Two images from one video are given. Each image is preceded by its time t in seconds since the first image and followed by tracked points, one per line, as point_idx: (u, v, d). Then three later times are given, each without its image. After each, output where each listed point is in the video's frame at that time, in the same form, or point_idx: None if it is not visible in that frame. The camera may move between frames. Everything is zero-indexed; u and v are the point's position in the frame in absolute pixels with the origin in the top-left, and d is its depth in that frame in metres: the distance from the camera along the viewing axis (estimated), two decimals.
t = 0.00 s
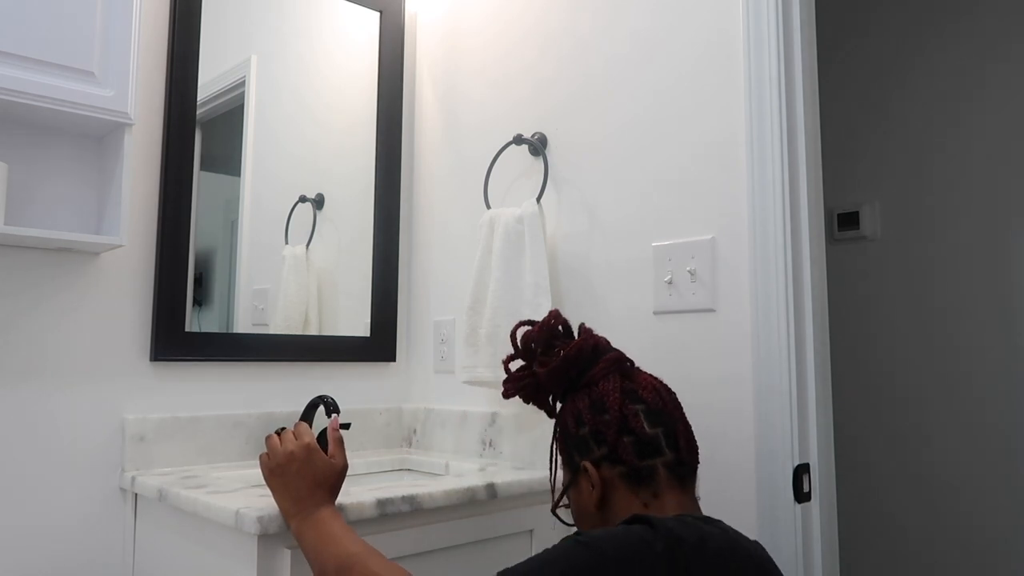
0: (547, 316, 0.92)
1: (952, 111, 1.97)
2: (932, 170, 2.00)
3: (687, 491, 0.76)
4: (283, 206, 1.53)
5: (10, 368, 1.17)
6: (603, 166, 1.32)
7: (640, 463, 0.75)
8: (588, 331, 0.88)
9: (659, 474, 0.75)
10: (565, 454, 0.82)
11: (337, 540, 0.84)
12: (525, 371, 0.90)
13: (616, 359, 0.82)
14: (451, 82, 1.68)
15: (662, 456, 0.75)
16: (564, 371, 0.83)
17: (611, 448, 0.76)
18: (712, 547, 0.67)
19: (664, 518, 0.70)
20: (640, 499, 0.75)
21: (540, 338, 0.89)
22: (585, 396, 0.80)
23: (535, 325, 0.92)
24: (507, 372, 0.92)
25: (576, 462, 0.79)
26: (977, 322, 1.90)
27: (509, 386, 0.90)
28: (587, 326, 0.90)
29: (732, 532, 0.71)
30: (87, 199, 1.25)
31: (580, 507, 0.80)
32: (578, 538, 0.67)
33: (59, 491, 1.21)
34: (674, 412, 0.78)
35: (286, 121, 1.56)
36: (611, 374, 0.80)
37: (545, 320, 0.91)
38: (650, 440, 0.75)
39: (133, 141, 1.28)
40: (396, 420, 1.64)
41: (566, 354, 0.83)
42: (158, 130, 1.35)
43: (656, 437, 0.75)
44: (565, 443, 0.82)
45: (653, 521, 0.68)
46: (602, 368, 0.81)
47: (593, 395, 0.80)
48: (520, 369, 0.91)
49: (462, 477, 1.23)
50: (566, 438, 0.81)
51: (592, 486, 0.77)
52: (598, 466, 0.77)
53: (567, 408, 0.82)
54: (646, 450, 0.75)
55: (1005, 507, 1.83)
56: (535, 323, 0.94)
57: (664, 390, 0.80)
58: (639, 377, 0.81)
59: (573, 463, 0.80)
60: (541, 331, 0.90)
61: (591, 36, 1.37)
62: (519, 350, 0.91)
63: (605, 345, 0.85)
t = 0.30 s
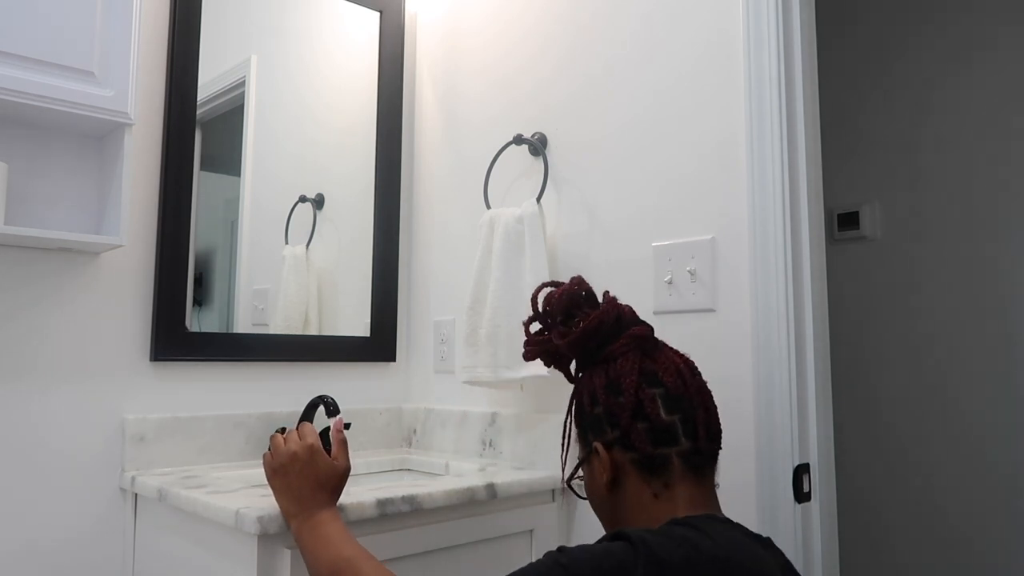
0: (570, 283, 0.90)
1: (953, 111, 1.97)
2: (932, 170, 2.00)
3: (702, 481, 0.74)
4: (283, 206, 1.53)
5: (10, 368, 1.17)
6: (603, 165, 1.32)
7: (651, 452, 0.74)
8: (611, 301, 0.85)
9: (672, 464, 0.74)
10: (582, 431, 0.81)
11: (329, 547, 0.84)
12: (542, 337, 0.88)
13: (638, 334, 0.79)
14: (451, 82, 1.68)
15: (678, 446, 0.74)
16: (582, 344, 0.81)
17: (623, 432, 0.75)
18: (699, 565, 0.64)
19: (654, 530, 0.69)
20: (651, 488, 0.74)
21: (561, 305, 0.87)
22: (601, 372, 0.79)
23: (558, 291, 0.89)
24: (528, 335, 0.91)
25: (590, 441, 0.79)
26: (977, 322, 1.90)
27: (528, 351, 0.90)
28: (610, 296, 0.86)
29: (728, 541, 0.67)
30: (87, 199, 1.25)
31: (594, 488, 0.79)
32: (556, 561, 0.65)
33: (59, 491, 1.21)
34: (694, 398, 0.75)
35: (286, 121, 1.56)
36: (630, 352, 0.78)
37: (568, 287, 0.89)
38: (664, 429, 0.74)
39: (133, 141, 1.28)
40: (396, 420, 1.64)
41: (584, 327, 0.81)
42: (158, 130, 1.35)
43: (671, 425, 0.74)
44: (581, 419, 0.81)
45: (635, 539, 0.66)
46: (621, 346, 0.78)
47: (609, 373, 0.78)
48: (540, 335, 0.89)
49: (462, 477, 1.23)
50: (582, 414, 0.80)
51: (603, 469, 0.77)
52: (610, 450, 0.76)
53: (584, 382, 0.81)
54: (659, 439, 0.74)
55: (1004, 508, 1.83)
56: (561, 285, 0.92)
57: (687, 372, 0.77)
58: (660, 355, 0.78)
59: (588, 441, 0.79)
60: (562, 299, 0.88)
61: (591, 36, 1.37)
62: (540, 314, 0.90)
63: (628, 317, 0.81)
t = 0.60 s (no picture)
0: (612, 304, 0.87)
1: (954, 111, 1.97)
2: (932, 170, 2.00)
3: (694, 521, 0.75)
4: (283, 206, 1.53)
5: (10, 369, 1.17)
6: (603, 166, 1.32)
7: (663, 485, 0.74)
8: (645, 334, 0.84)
9: (678, 499, 0.74)
10: (583, 451, 0.79)
11: (324, 552, 0.84)
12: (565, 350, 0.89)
13: (665, 376, 0.80)
14: (451, 82, 1.68)
15: (685, 484, 0.74)
16: (611, 368, 0.80)
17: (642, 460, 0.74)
18: (696, 557, 0.66)
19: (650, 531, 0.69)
20: (653, 517, 0.73)
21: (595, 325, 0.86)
22: (624, 397, 0.77)
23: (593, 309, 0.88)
24: (548, 342, 0.91)
25: (596, 462, 0.77)
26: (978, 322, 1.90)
27: (539, 354, 0.91)
28: (644, 329, 0.85)
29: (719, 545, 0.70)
30: (88, 199, 1.25)
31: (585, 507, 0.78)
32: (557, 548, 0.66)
33: (59, 491, 1.21)
34: (706, 449, 0.77)
35: (286, 122, 1.56)
36: (659, 390, 0.78)
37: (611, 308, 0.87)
38: (680, 468, 0.74)
39: (133, 141, 1.28)
40: (396, 420, 1.64)
41: (621, 352, 0.80)
42: (158, 130, 1.35)
43: (685, 464, 0.74)
44: (587, 440, 0.79)
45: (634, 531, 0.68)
46: (651, 380, 0.78)
47: (634, 400, 0.77)
48: (563, 347, 0.89)
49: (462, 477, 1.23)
50: (591, 434, 0.78)
51: (607, 492, 0.76)
52: (621, 475, 0.75)
53: (598, 402, 0.79)
54: (673, 475, 0.74)
55: (1004, 508, 1.83)
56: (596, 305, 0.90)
57: (703, 418, 0.78)
58: (682, 397, 0.79)
59: (591, 462, 0.78)
60: (598, 318, 0.86)
61: (592, 36, 1.37)
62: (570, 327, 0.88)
63: (659, 354, 0.81)
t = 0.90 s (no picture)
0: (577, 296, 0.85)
1: (954, 111, 1.97)
2: (932, 170, 2.00)
3: (690, 505, 0.76)
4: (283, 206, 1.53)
5: (10, 369, 1.17)
6: (603, 166, 1.32)
7: (655, 474, 0.74)
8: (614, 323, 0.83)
9: (672, 485, 0.74)
10: (570, 447, 0.79)
11: (323, 556, 0.84)
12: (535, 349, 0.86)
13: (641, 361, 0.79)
14: (451, 82, 1.68)
15: (677, 470, 0.75)
16: (586, 361, 0.79)
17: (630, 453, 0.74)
18: (684, 565, 0.66)
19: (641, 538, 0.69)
20: (648, 507, 0.74)
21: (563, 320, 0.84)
22: (605, 390, 0.77)
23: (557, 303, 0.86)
24: (515, 342, 0.88)
25: (585, 459, 0.77)
26: (977, 321, 1.90)
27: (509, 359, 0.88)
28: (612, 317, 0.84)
29: (710, 548, 0.68)
30: (88, 199, 1.25)
31: (578, 504, 0.78)
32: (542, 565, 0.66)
33: (59, 490, 1.21)
34: (692, 429, 0.77)
35: (286, 122, 1.56)
36: (637, 377, 0.77)
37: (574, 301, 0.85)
38: (670, 454, 0.74)
39: (133, 141, 1.28)
40: (396, 420, 1.64)
41: (594, 346, 0.78)
42: (158, 130, 1.35)
43: (674, 450, 0.74)
44: (573, 436, 0.79)
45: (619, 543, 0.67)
46: (628, 370, 0.78)
47: (615, 393, 0.77)
48: (532, 345, 0.87)
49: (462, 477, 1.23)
50: (576, 431, 0.78)
51: (599, 486, 0.76)
52: (611, 468, 0.75)
53: (581, 399, 0.79)
54: (664, 462, 0.74)
55: (1004, 507, 1.83)
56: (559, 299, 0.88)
57: (685, 400, 0.78)
58: (663, 380, 0.79)
59: (580, 458, 0.78)
60: (564, 313, 0.84)
61: (592, 36, 1.37)
62: (537, 324, 0.86)
63: (631, 340, 0.80)
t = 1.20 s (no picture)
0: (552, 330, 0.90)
1: (954, 111, 1.97)
2: (932, 170, 2.00)
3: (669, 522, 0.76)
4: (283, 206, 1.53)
5: (10, 369, 1.17)
6: (602, 166, 1.32)
7: (632, 488, 0.74)
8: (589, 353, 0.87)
9: (650, 500, 0.75)
10: (552, 470, 0.80)
11: (324, 554, 0.84)
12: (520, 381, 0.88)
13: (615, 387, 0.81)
14: (451, 83, 1.68)
15: (654, 484, 0.75)
16: (565, 385, 0.82)
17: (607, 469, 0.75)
18: (684, 558, 0.67)
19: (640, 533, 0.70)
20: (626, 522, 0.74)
21: (542, 351, 0.87)
22: (583, 413, 0.79)
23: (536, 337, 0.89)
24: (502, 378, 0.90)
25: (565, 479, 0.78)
26: (977, 321, 1.90)
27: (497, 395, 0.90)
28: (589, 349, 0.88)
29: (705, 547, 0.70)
30: (88, 199, 1.25)
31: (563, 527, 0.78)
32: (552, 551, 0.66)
33: (58, 490, 1.21)
34: (667, 446, 0.78)
35: (286, 122, 1.56)
36: (613, 399, 0.80)
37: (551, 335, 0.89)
38: (647, 468, 0.75)
39: (133, 141, 1.28)
40: (396, 420, 1.64)
41: (573, 370, 0.81)
42: (158, 130, 1.35)
43: (650, 465, 0.75)
44: (554, 461, 0.80)
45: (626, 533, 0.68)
46: (603, 394, 0.80)
47: (592, 415, 0.79)
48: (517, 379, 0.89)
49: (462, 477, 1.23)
50: (557, 455, 0.80)
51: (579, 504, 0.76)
52: (591, 486, 0.76)
53: (560, 423, 0.81)
54: (640, 476, 0.75)
55: (1004, 507, 1.83)
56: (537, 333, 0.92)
57: (660, 422, 0.80)
58: (637, 404, 0.81)
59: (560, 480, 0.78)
60: (544, 345, 0.87)
61: (592, 36, 1.37)
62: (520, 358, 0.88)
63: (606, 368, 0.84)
